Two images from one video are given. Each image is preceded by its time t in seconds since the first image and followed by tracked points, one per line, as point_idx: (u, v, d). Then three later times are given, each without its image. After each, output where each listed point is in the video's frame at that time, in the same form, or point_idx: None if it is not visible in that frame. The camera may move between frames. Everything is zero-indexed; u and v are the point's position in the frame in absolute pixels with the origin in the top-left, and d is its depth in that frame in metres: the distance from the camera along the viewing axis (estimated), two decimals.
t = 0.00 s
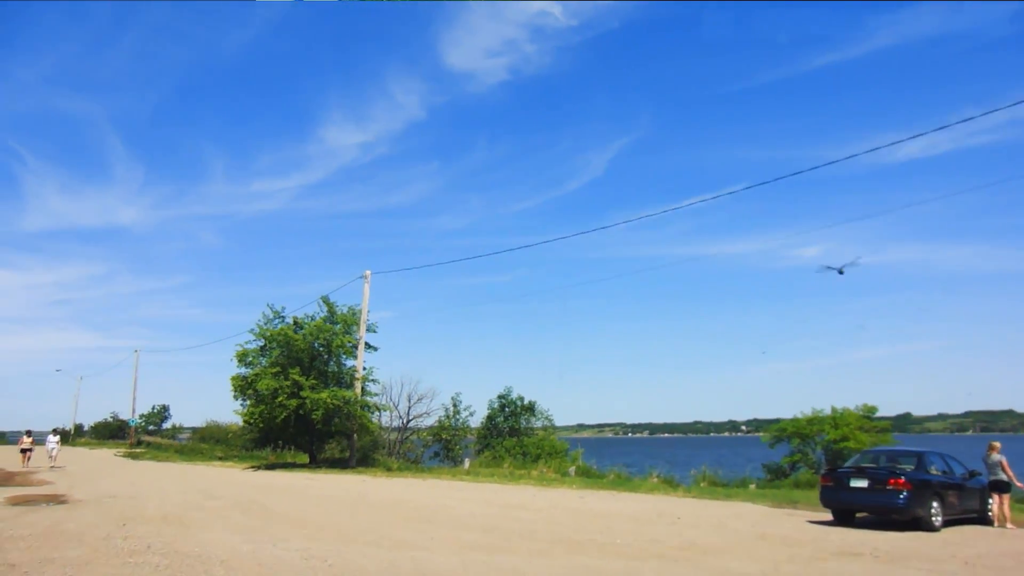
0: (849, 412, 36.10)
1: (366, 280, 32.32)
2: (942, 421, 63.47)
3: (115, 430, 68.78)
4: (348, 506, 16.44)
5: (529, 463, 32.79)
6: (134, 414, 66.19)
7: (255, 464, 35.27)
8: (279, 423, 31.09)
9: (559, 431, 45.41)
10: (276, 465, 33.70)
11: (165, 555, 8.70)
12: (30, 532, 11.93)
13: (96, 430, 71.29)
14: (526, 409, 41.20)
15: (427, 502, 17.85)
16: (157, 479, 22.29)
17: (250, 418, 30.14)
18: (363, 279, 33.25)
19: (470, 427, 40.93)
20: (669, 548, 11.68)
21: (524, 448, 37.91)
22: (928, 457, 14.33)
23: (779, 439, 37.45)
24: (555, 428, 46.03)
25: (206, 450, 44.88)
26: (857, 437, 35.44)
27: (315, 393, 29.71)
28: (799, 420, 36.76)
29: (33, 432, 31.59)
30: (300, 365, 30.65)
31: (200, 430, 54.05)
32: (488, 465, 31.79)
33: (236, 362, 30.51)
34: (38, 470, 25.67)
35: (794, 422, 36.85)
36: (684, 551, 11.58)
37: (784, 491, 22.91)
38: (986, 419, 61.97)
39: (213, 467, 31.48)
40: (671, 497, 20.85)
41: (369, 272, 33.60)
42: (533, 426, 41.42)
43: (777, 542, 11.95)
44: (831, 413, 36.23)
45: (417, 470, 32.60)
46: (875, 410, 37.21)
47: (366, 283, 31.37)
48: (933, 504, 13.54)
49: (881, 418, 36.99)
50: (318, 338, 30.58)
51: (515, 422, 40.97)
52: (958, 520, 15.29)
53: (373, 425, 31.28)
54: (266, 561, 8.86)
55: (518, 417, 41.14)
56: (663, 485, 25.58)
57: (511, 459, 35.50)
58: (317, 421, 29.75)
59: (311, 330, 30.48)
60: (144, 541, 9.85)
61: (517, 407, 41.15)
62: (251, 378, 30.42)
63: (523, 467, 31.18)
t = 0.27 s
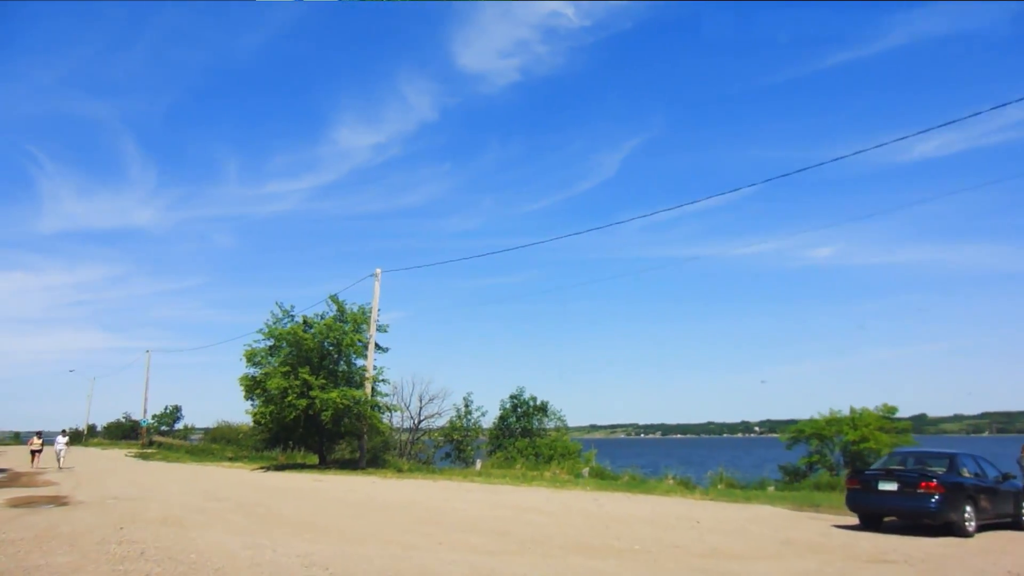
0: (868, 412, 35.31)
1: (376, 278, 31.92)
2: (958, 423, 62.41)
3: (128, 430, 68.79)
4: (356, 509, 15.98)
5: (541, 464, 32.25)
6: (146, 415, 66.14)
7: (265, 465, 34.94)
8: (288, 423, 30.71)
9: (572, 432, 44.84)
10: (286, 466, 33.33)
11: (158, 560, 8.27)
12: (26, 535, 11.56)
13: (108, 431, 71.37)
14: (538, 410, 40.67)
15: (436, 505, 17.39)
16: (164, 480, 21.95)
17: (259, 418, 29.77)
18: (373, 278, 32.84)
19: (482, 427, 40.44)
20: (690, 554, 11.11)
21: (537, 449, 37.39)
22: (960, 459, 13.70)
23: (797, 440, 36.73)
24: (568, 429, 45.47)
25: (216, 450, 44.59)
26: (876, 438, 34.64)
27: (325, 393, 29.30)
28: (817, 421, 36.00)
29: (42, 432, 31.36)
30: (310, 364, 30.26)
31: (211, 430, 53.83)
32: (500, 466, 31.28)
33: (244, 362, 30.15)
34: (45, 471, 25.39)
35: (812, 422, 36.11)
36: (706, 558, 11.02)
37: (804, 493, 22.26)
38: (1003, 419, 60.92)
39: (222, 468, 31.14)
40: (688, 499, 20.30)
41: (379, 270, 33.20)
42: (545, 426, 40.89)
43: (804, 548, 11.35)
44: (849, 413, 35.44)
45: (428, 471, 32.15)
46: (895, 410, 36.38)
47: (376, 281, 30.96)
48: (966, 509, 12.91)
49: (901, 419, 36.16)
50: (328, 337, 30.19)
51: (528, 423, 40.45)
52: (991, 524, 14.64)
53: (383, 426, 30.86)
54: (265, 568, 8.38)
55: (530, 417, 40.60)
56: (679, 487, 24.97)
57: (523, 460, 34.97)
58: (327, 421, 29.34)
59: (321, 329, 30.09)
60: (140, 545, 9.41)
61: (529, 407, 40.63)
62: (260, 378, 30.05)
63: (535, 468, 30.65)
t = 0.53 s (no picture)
0: (892, 418, 34.42)
1: (391, 277, 31.53)
2: (979, 431, 61.18)
3: (144, 428, 68.95)
4: (366, 513, 15.50)
5: (557, 468, 31.66)
6: (163, 413, 66.42)
7: (277, 465, 34.64)
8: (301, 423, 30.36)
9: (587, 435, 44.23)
10: (298, 467, 32.99)
11: (153, 566, 7.85)
12: (26, 535, 11.22)
13: (125, 428, 71.70)
14: (553, 412, 40.12)
15: (449, 509, 16.90)
16: (173, 479, 21.66)
17: (271, 417, 29.44)
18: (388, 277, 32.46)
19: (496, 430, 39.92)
20: (716, 565, 10.54)
21: (552, 451, 36.82)
22: (999, 468, 13.02)
23: (818, 446, 35.86)
24: (584, 432, 44.83)
25: (229, 449, 44.39)
26: (901, 445, 33.73)
27: (337, 392, 28.91)
28: (839, 427, 35.16)
29: (56, 430, 31.26)
30: (322, 363, 29.90)
31: (225, 429, 53.75)
32: (514, 469, 30.75)
33: (257, 360, 29.83)
34: (55, 469, 25.18)
35: (834, 428, 35.27)
36: (732, 569, 10.44)
37: (829, 501, 21.54)
38: None
39: (234, 467, 30.84)
40: (708, 506, 19.68)
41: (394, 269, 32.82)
42: (560, 429, 40.31)
43: (837, 561, 10.75)
44: (873, 419, 34.55)
45: (442, 473, 31.68)
46: (920, 417, 35.42)
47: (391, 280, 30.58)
48: (1006, 521, 12.24)
49: (926, 426, 35.22)
50: (341, 336, 29.82)
51: (543, 425, 39.88)
52: None
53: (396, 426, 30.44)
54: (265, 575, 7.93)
55: (545, 420, 40.02)
56: (698, 493, 24.31)
57: (538, 463, 34.40)
58: (339, 422, 28.94)
59: (334, 328, 29.72)
60: (138, 549, 9.00)
61: (544, 409, 40.09)
62: (272, 377, 29.72)
63: (550, 472, 30.06)
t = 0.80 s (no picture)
0: (914, 419, 33.60)
1: (402, 276, 31.13)
2: (998, 432, 60.21)
3: (157, 429, 68.97)
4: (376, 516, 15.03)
5: (571, 470, 31.07)
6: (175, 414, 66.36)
7: (288, 467, 34.28)
8: (312, 424, 29.96)
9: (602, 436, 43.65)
10: (310, 468, 32.60)
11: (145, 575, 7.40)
12: (22, 538, 10.83)
13: (138, 429, 71.76)
14: (568, 413, 39.57)
15: (461, 513, 16.43)
16: (181, 481, 21.30)
17: (282, 418, 29.07)
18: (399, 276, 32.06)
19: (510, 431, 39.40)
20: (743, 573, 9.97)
21: (566, 453, 36.27)
22: None
23: (838, 448, 35.10)
24: (598, 433, 44.24)
25: (241, 451, 44.12)
26: (924, 447, 32.89)
27: (349, 393, 28.50)
28: (860, 428, 34.38)
29: (66, 431, 31.04)
30: (333, 364, 29.51)
31: (237, 430, 53.55)
32: (528, 471, 30.20)
33: (267, 361, 29.49)
34: (64, 470, 24.90)
35: (855, 429, 34.49)
36: None
37: (853, 504, 20.86)
38: None
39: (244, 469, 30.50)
40: (728, 509, 19.08)
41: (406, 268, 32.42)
42: (575, 430, 39.74)
43: (871, 570, 10.15)
44: (895, 420, 33.75)
45: (455, 474, 31.18)
46: (943, 418, 34.56)
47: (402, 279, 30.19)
48: None
49: (950, 427, 34.36)
50: (352, 336, 29.43)
51: (557, 426, 39.33)
52: None
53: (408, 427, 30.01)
54: None
55: (559, 421, 39.46)
56: (717, 496, 23.66)
57: (552, 465, 33.84)
58: (350, 423, 28.52)
59: (345, 328, 29.33)
60: (132, 556, 8.56)
61: (558, 410, 39.55)
62: (283, 378, 29.36)
63: (565, 473, 29.51)
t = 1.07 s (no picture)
0: (940, 422, 32.73)
1: (414, 280, 30.72)
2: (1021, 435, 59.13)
3: (172, 437, 68.96)
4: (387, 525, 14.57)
5: (587, 475, 30.44)
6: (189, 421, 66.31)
7: (301, 474, 33.90)
8: (323, 431, 29.55)
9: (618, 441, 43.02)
10: (322, 475, 32.21)
11: None
12: (18, 552, 10.50)
13: (153, 436, 71.84)
14: (583, 417, 38.96)
15: (475, 521, 15.99)
16: (190, 489, 20.99)
17: (293, 425, 28.69)
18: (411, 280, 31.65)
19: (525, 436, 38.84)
20: None
21: (582, 458, 35.67)
22: None
23: (860, 451, 34.33)
24: (615, 438, 43.60)
25: (254, 457, 43.84)
26: (950, 451, 32.01)
27: (360, 399, 28.08)
28: (883, 431, 33.57)
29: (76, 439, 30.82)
30: (345, 369, 29.12)
31: (251, 437, 53.35)
32: (543, 477, 29.62)
33: (278, 368, 29.13)
34: (73, 478, 24.62)
35: (878, 433, 33.68)
36: None
37: (880, 510, 20.17)
38: None
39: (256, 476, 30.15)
40: (751, 515, 18.51)
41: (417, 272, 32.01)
42: (590, 435, 39.11)
43: None
44: (919, 423, 32.91)
45: (469, 481, 30.64)
46: (969, 420, 33.65)
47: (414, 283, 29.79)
48: None
49: (976, 430, 33.44)
50: (363, 341, 29.02)
51: (572, 431, 38.70)
52: None
53: (421, 433, 29.55)
54: None
55: (575, 426, 38.84)
56: (738, 502, 23.00)
57: (568, 470, 33.24)
58: (362, 429, 28.08)
59: (356, 332, 28.93)
60: (127, 570, 8.15)
61: (573, 415, 38.95)
62: (293, 384, 28.98)
63: (581, 479, 28.90)
